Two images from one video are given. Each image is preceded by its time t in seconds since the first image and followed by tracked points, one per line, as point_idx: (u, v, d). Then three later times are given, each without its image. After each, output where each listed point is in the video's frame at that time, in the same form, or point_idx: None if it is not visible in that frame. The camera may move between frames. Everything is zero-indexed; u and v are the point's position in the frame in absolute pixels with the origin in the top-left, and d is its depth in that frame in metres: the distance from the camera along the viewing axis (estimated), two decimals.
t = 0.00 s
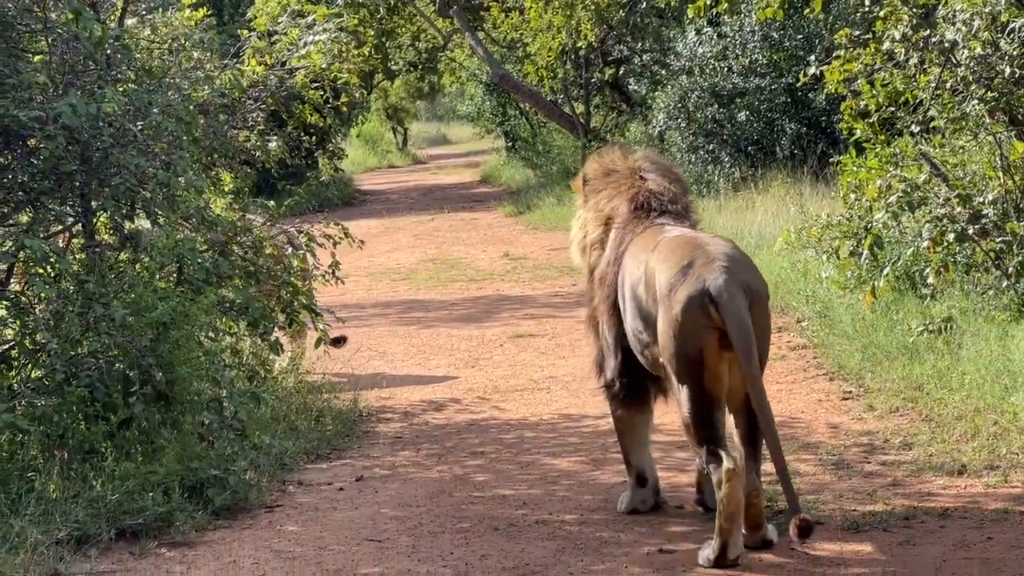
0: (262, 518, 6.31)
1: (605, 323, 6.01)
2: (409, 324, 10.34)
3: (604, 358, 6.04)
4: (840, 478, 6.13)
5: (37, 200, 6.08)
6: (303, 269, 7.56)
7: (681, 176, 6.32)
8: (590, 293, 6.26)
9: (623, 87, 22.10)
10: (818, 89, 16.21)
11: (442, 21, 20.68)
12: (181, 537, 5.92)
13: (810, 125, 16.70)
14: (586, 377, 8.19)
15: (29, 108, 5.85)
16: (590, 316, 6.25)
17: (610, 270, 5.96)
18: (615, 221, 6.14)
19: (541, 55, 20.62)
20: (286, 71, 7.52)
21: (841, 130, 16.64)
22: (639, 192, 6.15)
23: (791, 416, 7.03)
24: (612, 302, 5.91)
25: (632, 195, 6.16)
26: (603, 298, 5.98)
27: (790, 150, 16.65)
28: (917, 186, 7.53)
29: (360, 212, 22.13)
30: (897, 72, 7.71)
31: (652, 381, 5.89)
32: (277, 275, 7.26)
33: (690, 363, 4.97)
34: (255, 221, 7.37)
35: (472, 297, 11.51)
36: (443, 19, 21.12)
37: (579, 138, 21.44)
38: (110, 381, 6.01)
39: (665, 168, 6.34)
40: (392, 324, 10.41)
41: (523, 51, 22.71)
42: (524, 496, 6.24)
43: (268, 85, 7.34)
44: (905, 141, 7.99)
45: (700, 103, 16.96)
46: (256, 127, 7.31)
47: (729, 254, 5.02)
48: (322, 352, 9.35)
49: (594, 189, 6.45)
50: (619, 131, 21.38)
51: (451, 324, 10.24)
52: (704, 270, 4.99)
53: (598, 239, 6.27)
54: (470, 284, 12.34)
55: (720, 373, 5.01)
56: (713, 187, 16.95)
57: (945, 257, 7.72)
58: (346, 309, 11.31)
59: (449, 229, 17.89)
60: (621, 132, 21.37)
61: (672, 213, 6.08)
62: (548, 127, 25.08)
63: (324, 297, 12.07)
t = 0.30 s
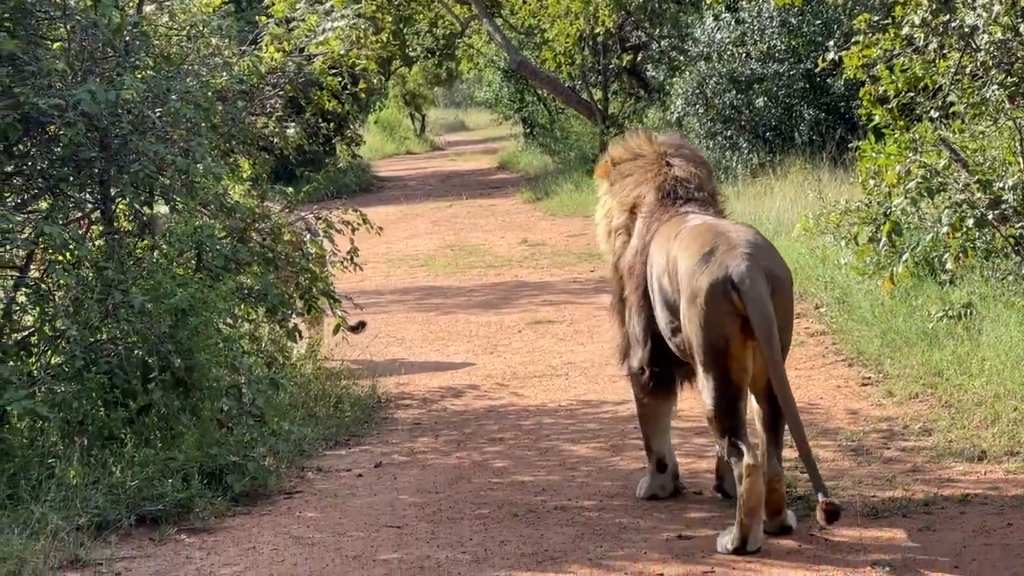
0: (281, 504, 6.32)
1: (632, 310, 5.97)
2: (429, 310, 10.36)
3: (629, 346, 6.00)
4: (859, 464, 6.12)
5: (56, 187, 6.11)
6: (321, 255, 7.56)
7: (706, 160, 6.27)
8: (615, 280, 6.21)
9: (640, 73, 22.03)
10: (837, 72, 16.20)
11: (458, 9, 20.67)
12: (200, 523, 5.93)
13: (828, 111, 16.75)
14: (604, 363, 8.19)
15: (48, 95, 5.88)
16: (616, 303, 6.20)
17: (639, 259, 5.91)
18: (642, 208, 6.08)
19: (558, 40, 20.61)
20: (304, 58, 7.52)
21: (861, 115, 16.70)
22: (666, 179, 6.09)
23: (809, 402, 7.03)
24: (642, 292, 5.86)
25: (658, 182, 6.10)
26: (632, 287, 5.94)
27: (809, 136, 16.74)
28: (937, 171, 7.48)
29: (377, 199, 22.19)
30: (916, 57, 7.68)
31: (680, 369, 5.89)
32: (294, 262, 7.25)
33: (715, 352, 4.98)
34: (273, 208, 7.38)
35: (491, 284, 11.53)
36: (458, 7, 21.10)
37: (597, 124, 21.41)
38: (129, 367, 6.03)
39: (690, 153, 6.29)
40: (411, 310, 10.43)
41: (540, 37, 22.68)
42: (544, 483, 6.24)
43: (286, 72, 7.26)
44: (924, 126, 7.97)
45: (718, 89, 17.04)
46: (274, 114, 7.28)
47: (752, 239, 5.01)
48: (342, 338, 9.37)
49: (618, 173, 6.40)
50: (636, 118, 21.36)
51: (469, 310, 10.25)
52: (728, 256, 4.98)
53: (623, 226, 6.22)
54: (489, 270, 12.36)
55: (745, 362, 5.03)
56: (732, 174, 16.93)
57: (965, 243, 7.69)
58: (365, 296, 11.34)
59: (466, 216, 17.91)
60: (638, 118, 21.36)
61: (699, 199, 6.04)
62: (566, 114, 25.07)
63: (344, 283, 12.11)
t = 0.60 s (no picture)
0: (308, 488, 6.34)
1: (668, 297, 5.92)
2: (459, 293, 10.39)
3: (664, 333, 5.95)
4: (887, 449, 6.11)
5: (83, 171, 6.14)
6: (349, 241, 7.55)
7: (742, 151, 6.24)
8: (649, 267, 6.16)
9: (668, 57, 21.79)
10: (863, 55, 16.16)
11: None
12: (228, 508, 5.95)
13: (855, 95, 16.73)
14: (631, 348, 8.18)
15: (75, 80, 5.91)
16: (650, 289, 6.14)
17: (677, 247, 5.85)
18: (678, 195, 6.04)
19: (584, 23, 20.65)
20: (331, 42, 7.53)
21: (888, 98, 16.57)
22: (702, 166, 6.04)
23: (836, 387, 7.03)
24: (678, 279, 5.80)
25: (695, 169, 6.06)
26: (669, 274, 5.88)
27: (836, 120, 16.69)
28: (964, 155, 7.49)
29: (400, 184, 22.27)
30: (944, 40, 7.67)
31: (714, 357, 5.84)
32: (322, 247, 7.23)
33: (744, 342, 4.98)
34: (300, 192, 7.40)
35: (518, 268, 11.56)
36: None
37: (625, 107, 21.45)
38: (156, 351, 6.06)
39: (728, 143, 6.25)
40: (442, 294, 10.47)
41: (565, 22, 22.72)
42: (571, 466, 6.25)
43: (313, 56, 7.30)
44: (952, 110, 7.96)
45: (746, 72, 17.10)
46: (300, 99, 7.38)
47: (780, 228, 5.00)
48: (371, 322, 9.41)
49: (653, 163, 6.38)
50: (665, 101, 21.49)
51: (496, 294, 10.26)
52: (757, 245, 4.97)
53: (658, 214, 6.18)
54: (516, 254, 12.39)
55: (775, 350, 5.02)
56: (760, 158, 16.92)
57: (993, 227, 7.68)
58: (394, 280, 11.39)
59: (492, 200, 17.95)
60: (667, 101, 21.43)
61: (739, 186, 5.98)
62: (591, 99, 25.12)
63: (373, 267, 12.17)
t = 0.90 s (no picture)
0: (342, 470, 6.36)
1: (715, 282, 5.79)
2: (494, 276, 10.45)
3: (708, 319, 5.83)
4: (921, 431, 6.10)
5: (117, 154, 6.17)
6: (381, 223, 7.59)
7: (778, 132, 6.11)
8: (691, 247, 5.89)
9: (701, 39, 22.08)
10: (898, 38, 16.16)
11: None
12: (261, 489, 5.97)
13: (890, 77, 16.67)
14: (663, 331, 8.20)
15: (109, 64, 5.95)
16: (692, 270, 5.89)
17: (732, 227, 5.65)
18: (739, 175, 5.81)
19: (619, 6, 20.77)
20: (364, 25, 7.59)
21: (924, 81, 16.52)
22: (729, 135, 5.93)
23: (869, 370, 7.02)
24: (730, 261, 5.66)
25: (724, 143, 5.92)
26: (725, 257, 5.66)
27: (869, 102, 16.70)
28: (1000, 137, 7.50)
29: (429, 169, 22.41)
30: (979, 22, 7.68)
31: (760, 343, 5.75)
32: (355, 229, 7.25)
33: (787, 331, 4.98)
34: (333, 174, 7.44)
35: (551, 250, 11.62)
36: None
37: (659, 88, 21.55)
38: (191, 333, 6.07)
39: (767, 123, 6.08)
40: (477, 276, 10.53)
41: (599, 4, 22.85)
42: (606, 448, 6.25)
43: (346, 39, 7.38)
44: (987, 92, 7.97)
45: (780, 55, 17.16)
46: (333, 81, 7.44)
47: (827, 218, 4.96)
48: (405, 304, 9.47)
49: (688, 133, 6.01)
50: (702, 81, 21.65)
51: (529, 277, 10.30)
52: (804, 235, 4.94)
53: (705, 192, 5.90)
54: (549, 237, 12.45)
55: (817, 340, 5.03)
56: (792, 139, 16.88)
57: None
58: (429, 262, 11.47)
59: (525, 182, 18.04)
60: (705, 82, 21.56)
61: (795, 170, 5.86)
62: (628, 80, 25.31)
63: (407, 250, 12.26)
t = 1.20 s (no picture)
0: (381, 452, 6.38)
1: (743, 272, 5.61)
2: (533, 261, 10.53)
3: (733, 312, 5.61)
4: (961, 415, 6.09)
5: (157, 137, 6.19)
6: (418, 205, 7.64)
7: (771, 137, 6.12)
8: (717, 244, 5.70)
9: (742, 21, 22.38)
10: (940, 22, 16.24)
11: None
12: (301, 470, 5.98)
13: (929, 60, 16.95)
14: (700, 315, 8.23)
15: (150, 45, 5.97)
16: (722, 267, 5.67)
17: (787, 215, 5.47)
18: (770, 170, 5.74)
19: None
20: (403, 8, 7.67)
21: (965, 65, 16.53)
22: (746, 129, 5.87)
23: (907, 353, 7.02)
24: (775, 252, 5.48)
25: (744, 136, 5.85)
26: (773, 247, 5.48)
27: (909, 85, 16.88)
28: None
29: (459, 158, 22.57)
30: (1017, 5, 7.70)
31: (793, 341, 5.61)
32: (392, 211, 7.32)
33: (876, 318, 4.77)
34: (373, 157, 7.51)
35: (587, 235, 11.70)
36: None
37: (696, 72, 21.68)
38: (230, 314, 6.09)
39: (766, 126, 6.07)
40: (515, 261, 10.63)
41: None
42: (645, 431, 6.26)
43: (385, 21, 7.49)
44: None
45: (818, 38, 17.54)
46: (372, 64, 7.52)
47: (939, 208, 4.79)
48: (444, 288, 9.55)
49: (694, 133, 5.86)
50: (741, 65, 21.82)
51: (568, 262, 10.37)
52: (916, 226, 4.74)
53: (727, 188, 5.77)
54: (586, 222, 12.55)
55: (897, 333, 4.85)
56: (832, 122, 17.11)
57: None
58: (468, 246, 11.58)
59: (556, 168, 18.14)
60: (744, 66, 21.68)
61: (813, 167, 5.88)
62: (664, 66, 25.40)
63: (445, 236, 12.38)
